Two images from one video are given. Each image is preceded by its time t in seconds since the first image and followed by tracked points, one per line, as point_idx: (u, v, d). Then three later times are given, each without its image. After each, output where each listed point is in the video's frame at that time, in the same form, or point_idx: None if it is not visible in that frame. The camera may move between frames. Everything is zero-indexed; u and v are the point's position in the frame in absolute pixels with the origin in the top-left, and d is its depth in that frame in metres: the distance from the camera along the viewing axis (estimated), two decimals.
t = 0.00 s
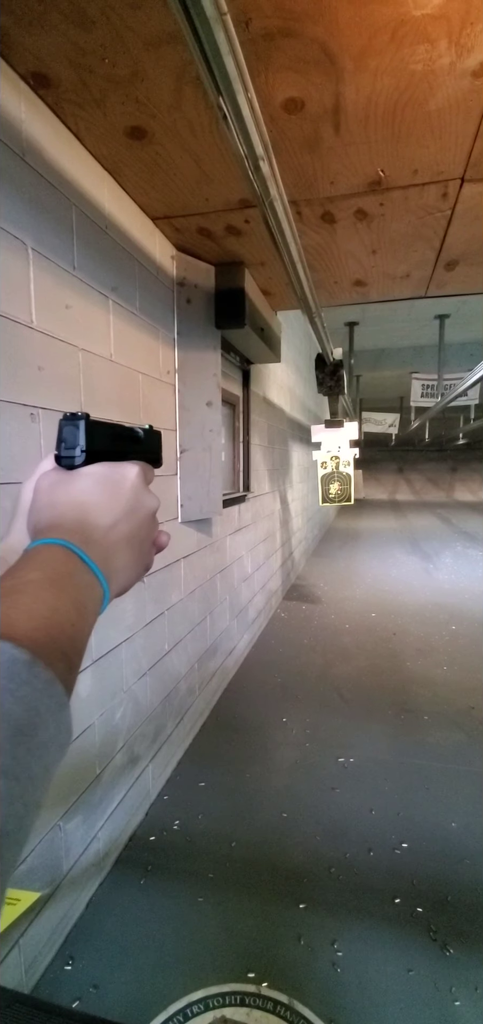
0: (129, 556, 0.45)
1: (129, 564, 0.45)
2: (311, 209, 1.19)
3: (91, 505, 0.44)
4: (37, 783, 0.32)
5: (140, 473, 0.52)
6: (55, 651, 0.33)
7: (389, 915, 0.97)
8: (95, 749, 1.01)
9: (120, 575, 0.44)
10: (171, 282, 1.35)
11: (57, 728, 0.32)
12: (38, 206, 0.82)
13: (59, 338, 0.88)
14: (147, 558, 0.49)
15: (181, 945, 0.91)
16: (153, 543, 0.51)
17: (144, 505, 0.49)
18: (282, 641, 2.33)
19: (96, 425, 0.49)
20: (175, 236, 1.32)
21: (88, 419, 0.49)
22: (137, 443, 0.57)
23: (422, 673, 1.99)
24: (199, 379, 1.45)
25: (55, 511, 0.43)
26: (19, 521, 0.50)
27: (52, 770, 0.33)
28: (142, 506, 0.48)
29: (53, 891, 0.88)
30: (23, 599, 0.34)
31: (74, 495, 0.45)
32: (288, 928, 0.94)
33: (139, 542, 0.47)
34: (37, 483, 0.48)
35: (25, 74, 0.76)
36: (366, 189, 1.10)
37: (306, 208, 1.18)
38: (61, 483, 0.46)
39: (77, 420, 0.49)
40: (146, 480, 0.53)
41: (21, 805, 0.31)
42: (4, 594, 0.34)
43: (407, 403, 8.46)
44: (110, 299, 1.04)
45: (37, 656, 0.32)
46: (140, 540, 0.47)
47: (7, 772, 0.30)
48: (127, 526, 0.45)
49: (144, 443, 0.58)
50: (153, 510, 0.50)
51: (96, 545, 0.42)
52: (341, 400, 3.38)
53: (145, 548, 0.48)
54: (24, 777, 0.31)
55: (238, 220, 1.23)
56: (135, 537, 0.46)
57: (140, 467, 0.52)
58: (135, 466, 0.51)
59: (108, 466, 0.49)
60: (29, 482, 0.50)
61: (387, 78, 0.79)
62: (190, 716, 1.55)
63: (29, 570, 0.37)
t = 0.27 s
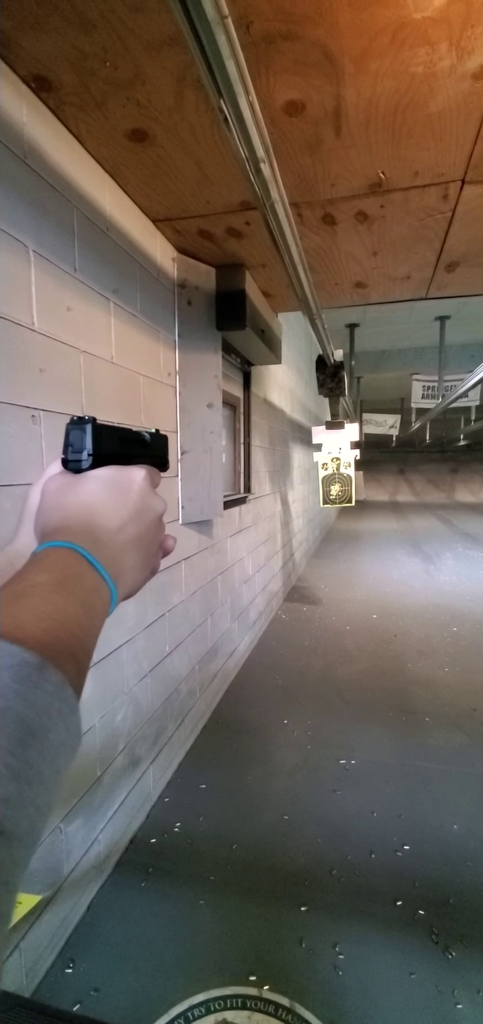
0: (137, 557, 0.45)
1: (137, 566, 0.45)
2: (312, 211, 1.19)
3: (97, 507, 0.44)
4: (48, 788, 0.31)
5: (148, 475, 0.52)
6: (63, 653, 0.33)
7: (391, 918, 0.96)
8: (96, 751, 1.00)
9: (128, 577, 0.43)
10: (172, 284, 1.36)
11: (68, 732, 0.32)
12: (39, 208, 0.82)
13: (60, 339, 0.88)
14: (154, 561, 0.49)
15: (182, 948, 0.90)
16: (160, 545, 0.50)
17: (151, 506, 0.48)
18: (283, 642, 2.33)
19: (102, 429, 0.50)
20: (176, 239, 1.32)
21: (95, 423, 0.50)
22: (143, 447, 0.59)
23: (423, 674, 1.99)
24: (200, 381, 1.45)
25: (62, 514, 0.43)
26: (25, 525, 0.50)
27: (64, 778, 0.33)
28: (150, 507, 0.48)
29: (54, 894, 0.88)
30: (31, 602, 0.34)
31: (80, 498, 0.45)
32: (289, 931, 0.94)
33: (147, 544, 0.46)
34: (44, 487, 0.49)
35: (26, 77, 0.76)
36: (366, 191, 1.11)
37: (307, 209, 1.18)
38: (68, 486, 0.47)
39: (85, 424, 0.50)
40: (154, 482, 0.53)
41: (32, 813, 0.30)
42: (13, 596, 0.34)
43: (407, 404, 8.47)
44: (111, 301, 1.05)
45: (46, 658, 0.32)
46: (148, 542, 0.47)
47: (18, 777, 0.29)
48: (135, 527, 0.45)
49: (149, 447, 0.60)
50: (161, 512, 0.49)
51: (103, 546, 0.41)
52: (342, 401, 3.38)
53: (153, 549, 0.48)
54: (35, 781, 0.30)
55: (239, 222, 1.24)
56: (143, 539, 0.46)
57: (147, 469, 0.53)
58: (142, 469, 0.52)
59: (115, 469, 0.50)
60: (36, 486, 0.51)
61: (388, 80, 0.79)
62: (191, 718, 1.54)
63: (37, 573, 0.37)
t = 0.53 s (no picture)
0: (137, 556, 0.45)
1: (137, 565, 0.45)
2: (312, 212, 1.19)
3: (98, 506, 0.44)
4: (50, 788, 0.31)
5: (148, 473, 0.51)
6: (65, 652, 0.33)
7: (391, 920, 0.96)
8: (96, 752, 1.00)
9: (128, 576, 0.43)
10: (172, 285, 1.36)
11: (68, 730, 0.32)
12: (39, 209, 0.82)
13: (60, 340, 0.88)
14: (155, 559, 0.49)
15: (182, 950, 0.90)
16: (160, 543, 0.50)
17: (152, 505, 0.48)
18: (283, 643, 2.33)
19: (102, 428, 0.49)
20: (176, 240, 1.32)
21: (94, 421, 0.50)
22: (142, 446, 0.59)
23: (423, 675, 1.99)
24: (200, 382, 1.45)
25: (63, 513, 0.43)
26: (26, 525, 0.50)
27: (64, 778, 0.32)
28: (150, 506, 0.48)
29: (54, 896, 0.88)
30: (32, 601, 0.34)
31: (81, 497, 0.45)
32: (289, 933, 0.94)
33: (147, 543, 0.46)
34: (44, 485, 0.48)
35: (27, 78, 0.76)
36: (366, 192, 1.11)
37: (307, 211, 1.19)
38: (68, 485, 0.46)
39: (84, 422, 0.49)
40: (154, 480, 0.52)
41: (34, 812, 0.30)
42: (13, 595, 0.34)
43: (407, 405, 8.48)
44: (111, 302, 1.05)
45: (48, 658, 0.32)
46: (148, 541, 0.47)
47: (21, 776, 0.29)
48: (135, 526, 0.45)
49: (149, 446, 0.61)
50: (161, 511, 0.49)
51: (104, 546, 0.41)
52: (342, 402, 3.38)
53: (153, 548, 0.48)
54: (37, 782, 0.30)
55: (239, 223, 1.24)
56: (143, 538, 0.46)
57: (148, 467, 0.52)
58: (141, 467, 0.51)
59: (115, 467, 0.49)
60: (37, 485, 0.51)
61: (388, 82, 0.79)
62: (192, 719, 1.54)
63: (37, 572, 0.37)
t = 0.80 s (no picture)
0: (137, 555, 0.45)
1: (136, 565, 0.45)
2: (311, 213, 1.19)
3: (98, 505, 0.44)
4: (51, 788, 0.31)
5: (147, 474, 0.51)
6: (66, 652, 0.33)
7: (392, 920, 0.96)
8: (95, 753, 1.00)
9: (128, 576, 0.43)
10: (172, 285, 1.36)
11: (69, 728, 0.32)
12: (39, 210, 0.82)
13: (60, 341, 0.88)
14: (154, 559, 0.49)
15: (182, 952, 0.90)
16: (160, 544, 0.50)
17: (151, 505, 0.48)
18: (283, 644, 2.33)
19: (101, 428, 0.49)
20: (176, 240, 1.32)
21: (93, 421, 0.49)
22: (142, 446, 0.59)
23: (424, 676, 1.99)
24: (200, 382, 1.45)
25: (62, 512, 0.43)
26: (26, 525, 0.50)
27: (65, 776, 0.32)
28: (150, 506, 0.48)
29: (53, 898, 0.88)
30: (33, 600, 0.34)
31: (80, 496, 0.45)
32: (290, 934, 0.94)
33: (146, 543, 0.46)
34: (44, 486, 0.48)
35: (27, 79, 0.76)
36: (366, 193, 1.11)
37: (307, 211, 1.19)
38: (68, 484, 0.46)
39: (83, 422, 0.49)
40: (153, 480, 0.52)
41: (36, 808, 0.30)
42: (12, 595, 0.34)
43: (407, 406, 8.49)
44: (111, 303, 1.05)
45: (48, 657, 0.32)
46: (148, 541, 0.47)
47: (21, 774, 0.29)
48: (135, 526, 0.45)
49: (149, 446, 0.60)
50: (161, 511, 0.49)
51: (103, 545, 0.41)
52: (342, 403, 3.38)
53: (153, 549, 0.48)
54: (38, 780, 0.30)
55: (239, 223, 1.24)
56: (142, 538, 0.46)
57: (147, 467, 0.52)
58: (141, 467, 0.51)
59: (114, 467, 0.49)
60: (37, 486, 0.50)
61: (388, 82, 0.79)
62: (192, 720, 1.54)
63: (37, 572, 0.36)
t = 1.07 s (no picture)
0: (139, 556, 0.45)
1: (139, 567, 0.45)
2: (312, 214, 1.19)
3: (101, 507, 0.44)
4: (59, 784, 0.31)
5: (150, 477, 0.51)
6: (70, 652, 0.33)
7: (392, 922, 0.96)
8: (96, 754, 1.00)
9: (130, 577, 0.43)
10: (172, 287, 1.36)
11: (76, 723, 0.32)
12: (40, 212, 0.82)
13: (60, 342, 0.88)
14: (155, 561, 0.49)
15: (183, 953, 0.90)
16: (162, 547, 0.50)
17: (154, 509, 0.48)
18: (283, 645, 2.33)
19: (105, 433, 0.50)
20: (177, 241, 1.32)
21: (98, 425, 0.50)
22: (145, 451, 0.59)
23: (424, 677, 1.99)
24: (200, 383, 1.45)
25: (68, 514, 0.44)
26: (31, 528, 0.52)
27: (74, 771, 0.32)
28: (153, 509, 0.48)
29: (53, 899, 0.88)
30: (36, 601, 0.34)
31: (83, 499, 0.45)
32: (290, 936, 0.94)
33: (148, 545, 0.47)
34: (49, 490, 0.50)
35: (27, 81, 0.76)
36: (366, 195, 1.11)
37: (307, 213, 1.19)
38: (71, 488, 0.47)
39: (88, 427, 0.50)
40: (156, 483, 0.52)
41: (44, 802, 0.30)
42: (16, 596, 0.34)
43: (407, 407, 8.49)
44: (111, 304, 1.05)
45: (53, 657, 0.32)
46: (149, 542, 0.47)
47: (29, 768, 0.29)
48: (137, 528, 0.45)
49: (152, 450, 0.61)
50: (162, 513, 0.50)
51: (107, 547, 0.41)
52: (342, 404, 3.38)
53: (154, 551, 0.48)
54: (46, 774, 0.30)
55: (240, 224, 1.24)
56: (145, 540, 0.46)
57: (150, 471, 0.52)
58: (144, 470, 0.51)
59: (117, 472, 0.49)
60: (42, 489, 0.52)
61: (389, 84, 0.79)
62: (192, 721, 1.54)
63: (41, 573, 0.36)
